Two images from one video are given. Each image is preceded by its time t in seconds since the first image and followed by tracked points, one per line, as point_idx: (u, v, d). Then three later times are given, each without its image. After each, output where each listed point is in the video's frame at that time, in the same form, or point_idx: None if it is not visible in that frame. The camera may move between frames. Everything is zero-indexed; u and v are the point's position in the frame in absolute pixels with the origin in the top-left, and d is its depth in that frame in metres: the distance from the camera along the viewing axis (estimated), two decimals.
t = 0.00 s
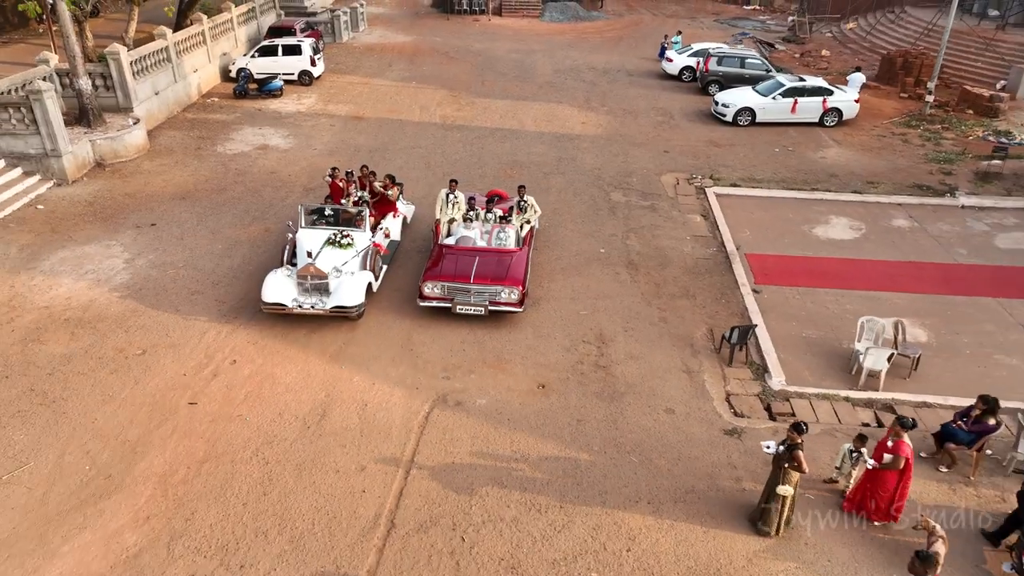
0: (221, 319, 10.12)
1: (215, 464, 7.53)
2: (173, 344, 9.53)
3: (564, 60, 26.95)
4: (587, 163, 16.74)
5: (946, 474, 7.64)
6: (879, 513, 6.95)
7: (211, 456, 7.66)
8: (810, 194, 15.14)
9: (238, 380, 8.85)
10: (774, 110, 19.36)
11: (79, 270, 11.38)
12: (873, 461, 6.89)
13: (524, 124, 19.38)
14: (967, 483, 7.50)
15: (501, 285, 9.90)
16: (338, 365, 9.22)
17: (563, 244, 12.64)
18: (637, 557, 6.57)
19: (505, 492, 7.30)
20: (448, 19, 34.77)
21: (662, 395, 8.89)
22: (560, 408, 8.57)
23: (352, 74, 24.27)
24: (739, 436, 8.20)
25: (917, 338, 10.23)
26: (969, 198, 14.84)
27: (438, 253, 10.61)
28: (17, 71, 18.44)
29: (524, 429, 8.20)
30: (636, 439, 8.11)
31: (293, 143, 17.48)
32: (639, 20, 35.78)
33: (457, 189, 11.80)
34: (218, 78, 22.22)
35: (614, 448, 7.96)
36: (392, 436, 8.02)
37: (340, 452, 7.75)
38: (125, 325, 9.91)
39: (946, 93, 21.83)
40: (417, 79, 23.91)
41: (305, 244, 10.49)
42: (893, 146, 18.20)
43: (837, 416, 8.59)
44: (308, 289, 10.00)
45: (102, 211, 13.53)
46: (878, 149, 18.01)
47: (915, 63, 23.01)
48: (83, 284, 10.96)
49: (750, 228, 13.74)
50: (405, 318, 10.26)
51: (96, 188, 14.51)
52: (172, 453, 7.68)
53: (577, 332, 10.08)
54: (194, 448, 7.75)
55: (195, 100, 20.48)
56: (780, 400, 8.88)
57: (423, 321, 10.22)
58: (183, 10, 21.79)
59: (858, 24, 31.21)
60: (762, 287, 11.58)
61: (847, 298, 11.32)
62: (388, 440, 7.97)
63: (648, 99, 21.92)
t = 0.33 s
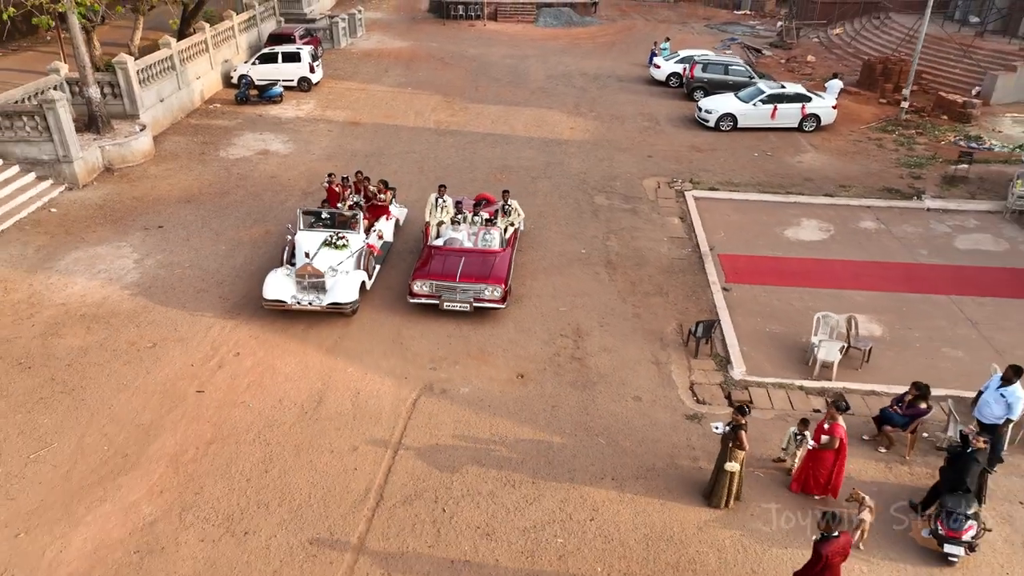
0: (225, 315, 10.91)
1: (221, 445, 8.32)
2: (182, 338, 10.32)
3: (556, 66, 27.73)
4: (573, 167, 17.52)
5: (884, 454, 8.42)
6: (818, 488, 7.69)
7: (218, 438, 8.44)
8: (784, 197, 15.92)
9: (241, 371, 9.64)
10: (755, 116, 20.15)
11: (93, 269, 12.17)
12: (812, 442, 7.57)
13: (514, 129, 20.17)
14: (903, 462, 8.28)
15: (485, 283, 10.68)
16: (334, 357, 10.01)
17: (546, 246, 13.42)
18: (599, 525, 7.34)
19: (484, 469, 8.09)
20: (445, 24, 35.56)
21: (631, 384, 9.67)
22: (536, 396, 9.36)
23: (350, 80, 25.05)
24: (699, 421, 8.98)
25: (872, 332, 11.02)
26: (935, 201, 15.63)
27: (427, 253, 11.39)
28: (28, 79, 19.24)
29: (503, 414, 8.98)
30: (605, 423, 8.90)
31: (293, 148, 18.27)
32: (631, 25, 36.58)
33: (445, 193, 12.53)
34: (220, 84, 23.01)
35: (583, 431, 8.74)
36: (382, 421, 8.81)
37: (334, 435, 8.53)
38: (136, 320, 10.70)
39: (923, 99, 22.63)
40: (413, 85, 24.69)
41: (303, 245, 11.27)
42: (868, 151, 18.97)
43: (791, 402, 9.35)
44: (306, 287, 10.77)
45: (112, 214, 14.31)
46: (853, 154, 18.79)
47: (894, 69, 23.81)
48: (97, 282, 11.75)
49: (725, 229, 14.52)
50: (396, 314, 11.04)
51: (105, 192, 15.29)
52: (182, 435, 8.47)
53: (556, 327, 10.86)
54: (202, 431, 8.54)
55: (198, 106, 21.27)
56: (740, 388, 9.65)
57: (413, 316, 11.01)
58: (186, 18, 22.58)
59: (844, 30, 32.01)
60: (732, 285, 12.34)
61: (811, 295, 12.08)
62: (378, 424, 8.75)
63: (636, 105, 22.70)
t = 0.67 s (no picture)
0: (229, 313, 11.74)
1: (227, 431, 9.15)
2: (190, 334, 11.15)
3: (548, 72, 28.56)
4: (560, 172, 18.35)
5: (832, 439, 9.24)
6: (767, 469, 8.44)
7: (224, 424, 9.27)
8: (760, 202, 16.74)
9: (245, 364, 10.46)
10: (736, 122, 20.96)
11: (105, 270, 13.00)
12: (761, 427, 8.33)
13: (505, 135, 20.99)
14: (848, 446, 9.10)
15: (471, 284, 11.49)
16: (331, 352, 10.84)
17: (531, 248, 14.24)
18: (567, 501, 8.17)
19: (465, 453, 8.92)
20: (441, 30, 36.38)
21: (604, 377, 10.50)
22: (516, 387, 10.18)
23: (348, 86, 25.87)
24: (664, 410, 9.81)
25: (831, 329, 11.85)
26: (902, 205, 16.46)
27: (418, 256, 12.19)
28: (39, 87, 20.07)
29: (485, 403, 9.81)
30: (578, 412, 9.72)
31: (292, 154, 19.09)
32: (623, 31, 37.41)
33: (435, 198, 13.30)
34: (223, 91, 23.83)
35: (558, 419, 9.57)
36: (374, 409, 9.64)
37: (330, 422, 9.36)
38: (147, 318, 11.52)
39: (900, 105, 23.46)
40: (408, 91, 25.50)
41: (302, 247, 12.09)
42: (844, 156, 19.80)
43: (750, 393, 10.18)
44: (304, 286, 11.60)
45: (121, 218, 15.13)
46: (830, 159, 19.61)
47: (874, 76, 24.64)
48: (109, 282, 12.58)
49: (701, 232, 15.34)
50: (389, 312, 11.87)
51: (115, 196, 16.12)
52: (192, 421, 9.29)
53: (537, 324, 11.69)
54: (210, 418, 9.37)
55: (201, 112, 22.10)
56: (705, 381, 10.47)
57: (404, 314, 11.83)
58: (190, 27, 23.41)
59: (831, 36, 32.85)
60: (704, 285, 13.17)
61: (778, 294, 12.90)
62: (370, 412, 9.58)
63: (624, 111, 23.52)
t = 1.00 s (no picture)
0: (233, 316, 12.58)
1: (233, 424, 10.00)
2: (197, 335, 12.00)
3: (540, 80, 29.42)
4: (548, 180, 19.19)
5: (786, 431, 10.09)
6: (724, 459, 9.25)
7: (229, 418, 10.12)
8: (737, 209, 17.58)
9: (248, 364, 11.31)
10: (719, 131, 21.81)
11: (117, 275, 13.85)
12: (718, 421, 9.15)
13: (496, 144, 21.84)
14: (801, 438, 9.94)
15: (458, 288, 12.33)
16: (328, 352, 11.69)
17: (518, 254, 15.09)
18: (541, 488, 9.03)
19: (449, 444, 9.78)
20: (437, 37, 37.23)
21: (580, 375, 11.34)
22: (498, 384, 11.03)
23: (346, 95, 26.72)
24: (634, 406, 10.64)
25: (794, 330, 12.71)
26: (872, 212, 17.30)
27: (409, 262, 13.03)
28: (49, 97, 20.90)
29: (469, 400, 10.65)
30: (554, 407, 10.56)
31: (292, 163, 19.94)
32: (616, 38, 38.27)
33: (426, 208, 14.13)
34: (225, 100, 24.68)
35: (536, 413, 10.42)
36: (367, 406, 10.48)
37: (326, 417, 10.20)
38: (157, 321, 12.37)
39: (879, 114, 24.31)
40: (404, 100, 26.36)
41: (301, 254, 12.93)
42: (821, 164, 20.64)
43: (715, 390, 11.01)
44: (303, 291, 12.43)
45: (130, 225, 15.97)
46: (807, 167, 20.46)
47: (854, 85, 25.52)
48: (120, 287, 13.42)
49: (680, 239, 16.18)
50: (383, 315, 12.72)
51: (123, 205, 16.97)
52: (200, 416, 10.15)
53: (520, 326, 12.54)
54: (216, 413, 10.21)
55: (204, 121, 22.95)
56: (673, 379, 11.29)
57: (397, 317, 12.67)
58: (193, 39, 24.26)
59: (817, 43, 33.71)
60: (679, 289, 14.01)
61: (748, 297, 13.73)
62: (363, 409, 10.42)
63: (611, 120, 24.37)
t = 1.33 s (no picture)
0: (236, 319, 13.42)
1: (235, 420, 10.84)
2: (202, 338, 12.83)
3: (533, 88, 30.26)
4: (536, 188, 20.02)
5: (747, 426, 10.90)
6: (687, 453, 10.07)
7: (232, 415, 10.95)
8: (716, 216, 18.41)
9: (249, 364, 12.14)
10: (702, 140, 22.64)
11: (125, 281, 14.69)
12: (681, 418, 9.96)
13: (488, 152, 22.67)
14: (760, 433, 10.76)
15: (446, 294, 13.16)
16: (324, 353, 12.52)
17: (505, 260, 15.92)
18: (517, 477, 9.86)
19: (435, 438, 10.60)
20: (434, 45, 38.09)
21: (559, 374, 12.16)
22: (482, 383, 11.85)
23: (344, 104, 27.56)
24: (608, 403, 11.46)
25: (762, 333, 13.52)
26: (845, 219, 18.12)
27: (400, 269, 13.85)
28: (57, 107, 21.71)
29: (455, 398, 11.48)
30: (534, 404, 11.38)
31: (291, 171, 20.77)
32: (609, 45, 39.12)
33: (417, 217, 14.94)
34: (226, 109, 25.51)
35: (517, 410, 11.24)
36: (360, 403, 11.31)
37: (322, 414, 11.03)
38: (164, 324, 13.21)
39: (859, 122, 25.15)
40: (400, 108, 27.21)
41: (299, 262, 13.75)
42: (800, 172, 21.47)
43: (684, 389, 11.83)
44: (301, 296, 13.26)
45: (137, 233, 16.81)
46: (786, 174, 21.28)
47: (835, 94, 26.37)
48: (129, 292, 14.26)
49: (660, 245, 17.00)
50: (376, 319, 13.54)
51: (130, 213, 17.80)
52: (205, 413, 10.97)
53: (504, 329, 13.37)
54: (220, 410, 11.04)
55: (207, 130, 23.79)
56: (646, 378, 12.11)
57: (389, 320, 13.50)
58: (196, 50, 25.10)
59: (804, 51, 34.57)
60: (656, 294, 14.84)
61: (721, 301, 14.56)
62: (356, 406, 11.25)
63: (600, 128, 25.20)
